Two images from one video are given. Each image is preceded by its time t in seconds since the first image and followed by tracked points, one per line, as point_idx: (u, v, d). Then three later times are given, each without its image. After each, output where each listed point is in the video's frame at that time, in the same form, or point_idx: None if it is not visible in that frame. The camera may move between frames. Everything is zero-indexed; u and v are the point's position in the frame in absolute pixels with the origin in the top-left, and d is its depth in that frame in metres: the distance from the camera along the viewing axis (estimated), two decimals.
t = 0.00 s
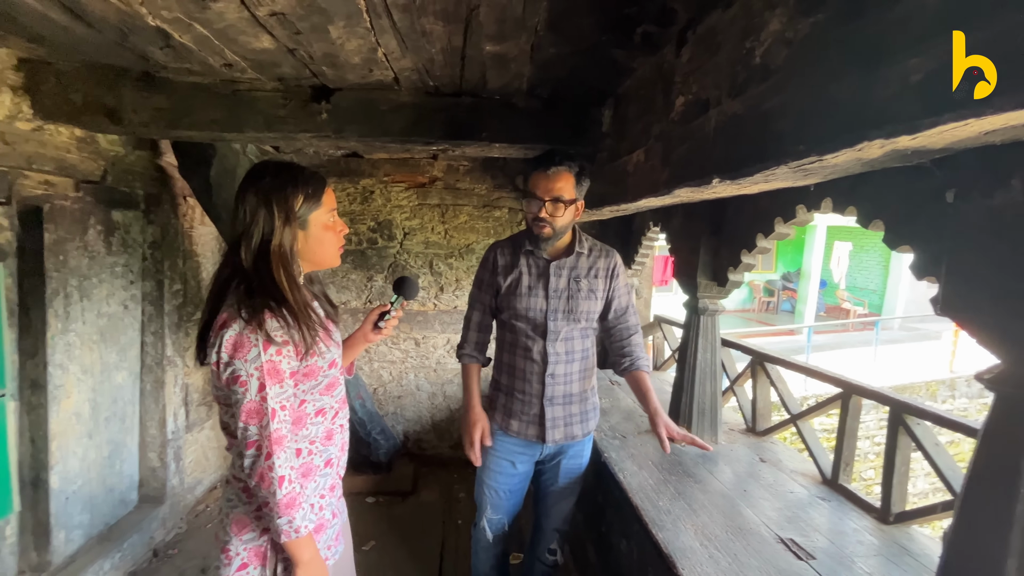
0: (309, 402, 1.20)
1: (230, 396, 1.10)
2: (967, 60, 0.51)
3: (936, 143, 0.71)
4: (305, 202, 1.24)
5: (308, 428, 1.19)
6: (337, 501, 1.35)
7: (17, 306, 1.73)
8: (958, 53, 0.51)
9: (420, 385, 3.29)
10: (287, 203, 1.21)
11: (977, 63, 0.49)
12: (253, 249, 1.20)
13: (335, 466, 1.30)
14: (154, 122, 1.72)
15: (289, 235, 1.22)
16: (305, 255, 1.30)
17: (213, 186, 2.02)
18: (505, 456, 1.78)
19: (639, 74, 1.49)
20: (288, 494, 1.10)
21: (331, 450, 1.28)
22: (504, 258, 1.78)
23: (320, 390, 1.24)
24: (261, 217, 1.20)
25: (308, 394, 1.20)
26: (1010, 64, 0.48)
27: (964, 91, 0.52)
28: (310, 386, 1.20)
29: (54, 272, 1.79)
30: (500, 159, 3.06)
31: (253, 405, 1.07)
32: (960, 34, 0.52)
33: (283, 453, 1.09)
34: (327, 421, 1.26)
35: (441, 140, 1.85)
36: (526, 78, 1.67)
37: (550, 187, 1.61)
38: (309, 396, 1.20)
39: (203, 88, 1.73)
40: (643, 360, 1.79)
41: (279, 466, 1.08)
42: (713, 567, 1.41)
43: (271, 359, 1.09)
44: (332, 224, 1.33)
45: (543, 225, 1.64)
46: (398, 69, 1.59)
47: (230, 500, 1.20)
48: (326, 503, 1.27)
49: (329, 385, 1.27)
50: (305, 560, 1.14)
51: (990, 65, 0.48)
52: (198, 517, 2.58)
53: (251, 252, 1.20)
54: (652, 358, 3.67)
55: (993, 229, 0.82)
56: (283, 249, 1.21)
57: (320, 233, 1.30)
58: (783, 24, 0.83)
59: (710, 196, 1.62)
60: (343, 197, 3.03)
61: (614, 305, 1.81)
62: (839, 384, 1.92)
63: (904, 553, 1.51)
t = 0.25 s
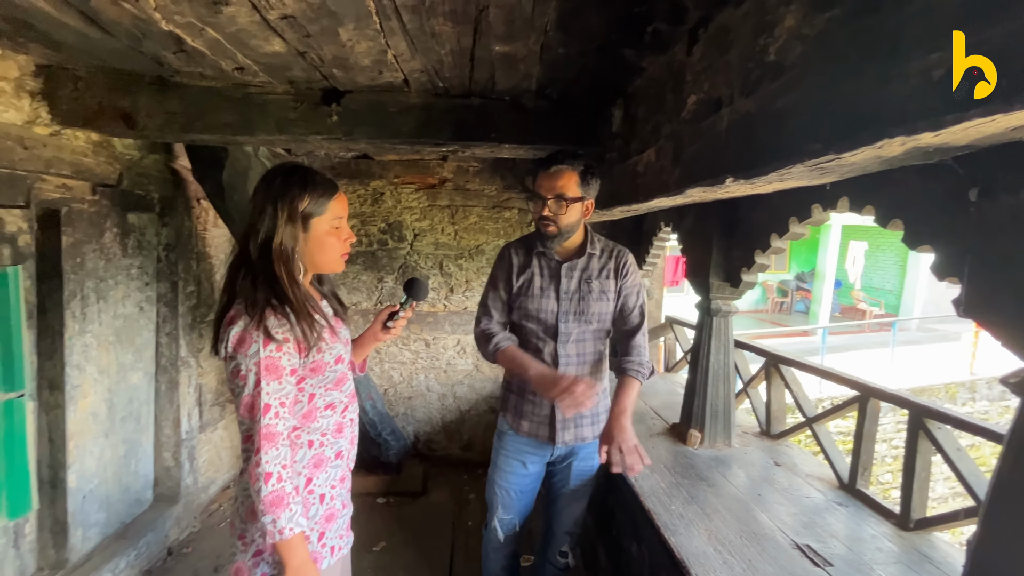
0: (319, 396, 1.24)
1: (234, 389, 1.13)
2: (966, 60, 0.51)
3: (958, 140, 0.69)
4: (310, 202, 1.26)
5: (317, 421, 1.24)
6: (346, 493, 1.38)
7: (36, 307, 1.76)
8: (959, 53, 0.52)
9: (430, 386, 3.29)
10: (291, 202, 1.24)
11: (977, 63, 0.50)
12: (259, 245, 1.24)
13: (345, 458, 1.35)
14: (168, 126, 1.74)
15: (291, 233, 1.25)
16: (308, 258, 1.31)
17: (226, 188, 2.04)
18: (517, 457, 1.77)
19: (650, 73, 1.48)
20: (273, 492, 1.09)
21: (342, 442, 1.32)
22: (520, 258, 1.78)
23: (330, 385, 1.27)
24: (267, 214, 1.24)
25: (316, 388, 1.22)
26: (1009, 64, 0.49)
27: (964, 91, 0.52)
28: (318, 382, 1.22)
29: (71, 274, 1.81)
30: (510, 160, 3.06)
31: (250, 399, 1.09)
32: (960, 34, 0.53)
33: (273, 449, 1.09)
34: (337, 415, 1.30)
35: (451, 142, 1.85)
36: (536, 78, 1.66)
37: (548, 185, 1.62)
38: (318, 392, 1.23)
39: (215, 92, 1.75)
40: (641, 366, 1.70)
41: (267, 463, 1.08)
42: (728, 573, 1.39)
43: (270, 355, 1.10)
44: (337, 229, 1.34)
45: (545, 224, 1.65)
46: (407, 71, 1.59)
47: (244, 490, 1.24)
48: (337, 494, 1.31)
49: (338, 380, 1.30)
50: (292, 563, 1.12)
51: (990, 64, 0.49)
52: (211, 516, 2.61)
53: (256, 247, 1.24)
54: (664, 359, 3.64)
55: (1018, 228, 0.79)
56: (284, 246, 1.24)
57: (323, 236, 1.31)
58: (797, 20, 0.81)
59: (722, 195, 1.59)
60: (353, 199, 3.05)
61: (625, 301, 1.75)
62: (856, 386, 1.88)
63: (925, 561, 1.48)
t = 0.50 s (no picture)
0: (326, 386, 1.26)
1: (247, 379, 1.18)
2: (966, 59, 0.52)
3: (977, 133, 0.67)
4: (315, 200, 1.29)
5: (324, 410, 1.25)
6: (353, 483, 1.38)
7: (50, 307, 1.79)
8: (959, 53, 0.52)
9: (439, 387, 3.29)
10: (297, 199, 1.26)
11: (977, 63, 0.51)
12: (268, 240, 1.28)
13: (351, 449, 1.35)
14: (179, 128, 1.75)
15: (296, 229, 1.27)
16: (313, 256, 1.33)
17: (236, 189, 2.06)
18: (524, 455, 1.77)
19: (658, 70, 1.46)
20: (293, 469, 1.14)
21: (348, 433, 1.32)
22: (534, 254, 1.77)
23: (336, 376, 1.28)
24: (275, 211, 1.28)
25: (322, 378, 1.24)
26: (1010, 62, 0.50)
27: (964, 92, 0.53)
28: (324, 373, 1.25)
29: (85, 275, 1.84)
30: (518, 160, 3.05)
31: (262, 387, 1.13)
32: (960, 35, 0.54)
33: (288, 432, 1.14)
34: (344, 406, 1.31)
35: (458, 142, 1.85)
36: (543, 77, 1.66)
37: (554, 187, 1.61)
38: (325, 381, 1.25)
39: (226, 94, 1.76)
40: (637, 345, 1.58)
41: (285, 444, 1.13)
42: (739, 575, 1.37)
43: (278, 346, 1.15)
44: (342, 228, 1.35)
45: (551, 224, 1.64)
46: (415, 71, 1.59)
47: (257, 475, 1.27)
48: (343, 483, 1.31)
49: (344, 372, 1.31)
50: (315, 529, 1.18)
51: (990, 64, 0.50)
52: (222, 514, 2.63)
53: (266, 243, 1.28)
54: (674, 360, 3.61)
55: None
56: (290, 241, 1.27)
57: (327, 234, 1.32)
58: (810, 14, 0.80)
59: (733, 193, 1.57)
60: (362, 200, 3.06)
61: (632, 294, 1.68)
62: (870, 387, 1.85)
63: (942, 565, 1.45)
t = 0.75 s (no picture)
0: (329, 378, 1.25)
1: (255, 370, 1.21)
2: (966, 60, 0.53)
3: (987, 126, 0.66)
4: (319, 197, 1.29)
5: (328, 402, 1.25)
6: (355, 476, 1.37)
7: (59, 307, 1.81)
8: (959, 53, 0.53)
9: (444, 386, 3.29)
10: (302, 197, 1.28)
11: (977, 62, 0.52)
12: (274, 237, 1.30)
13: (353, 442, 1.34)
14: (185, 128, 1.76)
15: (301, 226, 1.29)
16: (318, 253, 1.33)
17: (243, 189, 2.07)
18: (527, 454, 1.76)
19: (663, 67, 1.45)
20: (297, 455, 1.16)
21: (349, 427, 1.32)
22: (540, 251, 1.77)
23: (338, 369, 1.28)
24: (282, 208, 1.30)
25: (325, 371, 1.24)
26: (1008, 60, 0.51)
27: (964, 92, 0.54)
28: (326, 366, 1.24)
29: (94, 274, 1.85)
30: (523, 159, 3.05)
31: (267, 377, 1.16)
32: (960, 34, 0.54)
33: (293, 419, 1.16)
34: (347, 400, 1.31)
35: (463, 140, 1.85)
36: (548, 75, 1.65)
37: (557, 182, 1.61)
38: (328, 374, 1.25)
39: (231, 94, 1.77)
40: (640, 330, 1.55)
41: (290, 430, 1.15)
42: None
43: (282, 337, 1.17)
44: (346, 226, 1.35)
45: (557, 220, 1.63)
46: (419, 70, 1.60)
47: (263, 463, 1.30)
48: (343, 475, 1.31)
49: (347, 365, 1.30)
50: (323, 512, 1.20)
51: (990, 65, 0.51)
52: (229, 513, 2.64)
53: (272, 239, 1.30)
54: (680, 360, 3.59)
55: None
56: (294, 238, 1.28)
57: (331, 231, 1.32)
58: (816, 7, 0.79)
59: (738, 191, 1.56)
60: (367, 200, 3.07)
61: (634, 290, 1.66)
62: (879, 386, 1.83)
63: (953, 567, 1.43)
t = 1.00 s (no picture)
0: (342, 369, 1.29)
1: (287, 362, 1.22)
2: (966, 60, 0.53)
3: (994, 127, 0.65)
4: (325, 200, 1.30)
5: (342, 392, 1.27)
6: (351, 471, 1.37)
7: (68, 308, 1.83)
8: (959, 53, 0.53)
9: (449, 387, 3.30)
10: (309, 199, 1.29)
11: (976, 63, 0.52)
12: (282, 239, 1.31)
13: (348, 438, 1.36)
14: (193, 130, 1.77)
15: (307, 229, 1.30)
16: (324, 254, 1.34)
17: (249, 191, 2.08)
18: (529, 454, 1.77)
19: (668, 67, 1.45)
20: (367, 401, 1.14)
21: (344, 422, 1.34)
22: (541, 252, 1.77)
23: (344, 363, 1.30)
24: (289, 209, 1.31)
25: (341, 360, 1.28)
26: (1008, 61, 0.51)
27: (964, 91, 0.54)
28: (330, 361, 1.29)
29: (102, 275, 1.87)
30: (527, 160, 3.05)
31: (303, 359, 1.18)
32: (959, 34, 0.54)
33: (345, 381, 1.16)
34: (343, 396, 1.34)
35: (467, 141, 1.85)
36: (552, 76, 1.65)
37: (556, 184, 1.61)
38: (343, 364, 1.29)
39: (238, 96, 1.79)
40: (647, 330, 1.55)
41: (346, 391, 1.14)
42: None
43: (303, 323, 1.20)
44: (351, 228, 1.36)
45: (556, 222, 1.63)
46: (424, 72, 1.60)
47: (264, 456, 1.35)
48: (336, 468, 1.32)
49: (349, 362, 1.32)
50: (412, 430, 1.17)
51: (990, 65, 0.51)
52: (235, 512, 2.66)
53: (280, 241, 1.31)
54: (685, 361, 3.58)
55: None
56: (302, 241, 1.29)
57: (336, 233, 1.33)
58: (821, 7, 0.79)
59: (744, 191, 1.56)
60: (372, 201, 3.08)
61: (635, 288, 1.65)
62: (887, 388, 1.82)
63: (962, 571, 1.42)
